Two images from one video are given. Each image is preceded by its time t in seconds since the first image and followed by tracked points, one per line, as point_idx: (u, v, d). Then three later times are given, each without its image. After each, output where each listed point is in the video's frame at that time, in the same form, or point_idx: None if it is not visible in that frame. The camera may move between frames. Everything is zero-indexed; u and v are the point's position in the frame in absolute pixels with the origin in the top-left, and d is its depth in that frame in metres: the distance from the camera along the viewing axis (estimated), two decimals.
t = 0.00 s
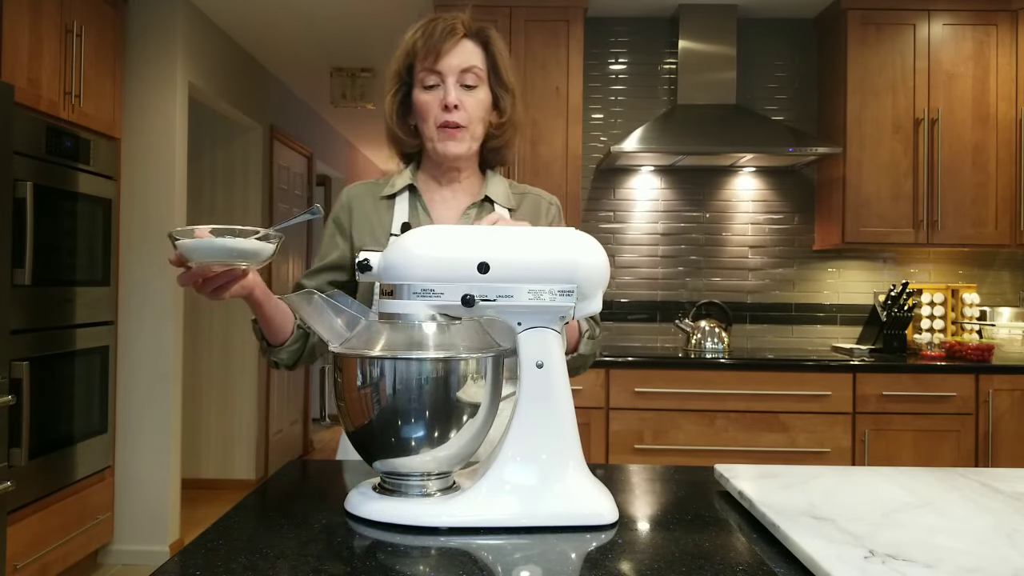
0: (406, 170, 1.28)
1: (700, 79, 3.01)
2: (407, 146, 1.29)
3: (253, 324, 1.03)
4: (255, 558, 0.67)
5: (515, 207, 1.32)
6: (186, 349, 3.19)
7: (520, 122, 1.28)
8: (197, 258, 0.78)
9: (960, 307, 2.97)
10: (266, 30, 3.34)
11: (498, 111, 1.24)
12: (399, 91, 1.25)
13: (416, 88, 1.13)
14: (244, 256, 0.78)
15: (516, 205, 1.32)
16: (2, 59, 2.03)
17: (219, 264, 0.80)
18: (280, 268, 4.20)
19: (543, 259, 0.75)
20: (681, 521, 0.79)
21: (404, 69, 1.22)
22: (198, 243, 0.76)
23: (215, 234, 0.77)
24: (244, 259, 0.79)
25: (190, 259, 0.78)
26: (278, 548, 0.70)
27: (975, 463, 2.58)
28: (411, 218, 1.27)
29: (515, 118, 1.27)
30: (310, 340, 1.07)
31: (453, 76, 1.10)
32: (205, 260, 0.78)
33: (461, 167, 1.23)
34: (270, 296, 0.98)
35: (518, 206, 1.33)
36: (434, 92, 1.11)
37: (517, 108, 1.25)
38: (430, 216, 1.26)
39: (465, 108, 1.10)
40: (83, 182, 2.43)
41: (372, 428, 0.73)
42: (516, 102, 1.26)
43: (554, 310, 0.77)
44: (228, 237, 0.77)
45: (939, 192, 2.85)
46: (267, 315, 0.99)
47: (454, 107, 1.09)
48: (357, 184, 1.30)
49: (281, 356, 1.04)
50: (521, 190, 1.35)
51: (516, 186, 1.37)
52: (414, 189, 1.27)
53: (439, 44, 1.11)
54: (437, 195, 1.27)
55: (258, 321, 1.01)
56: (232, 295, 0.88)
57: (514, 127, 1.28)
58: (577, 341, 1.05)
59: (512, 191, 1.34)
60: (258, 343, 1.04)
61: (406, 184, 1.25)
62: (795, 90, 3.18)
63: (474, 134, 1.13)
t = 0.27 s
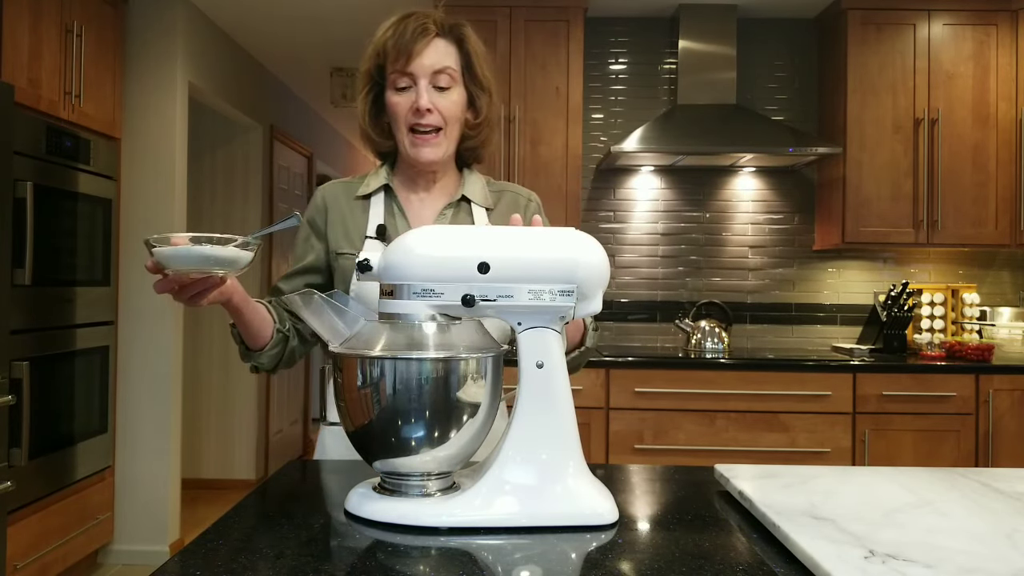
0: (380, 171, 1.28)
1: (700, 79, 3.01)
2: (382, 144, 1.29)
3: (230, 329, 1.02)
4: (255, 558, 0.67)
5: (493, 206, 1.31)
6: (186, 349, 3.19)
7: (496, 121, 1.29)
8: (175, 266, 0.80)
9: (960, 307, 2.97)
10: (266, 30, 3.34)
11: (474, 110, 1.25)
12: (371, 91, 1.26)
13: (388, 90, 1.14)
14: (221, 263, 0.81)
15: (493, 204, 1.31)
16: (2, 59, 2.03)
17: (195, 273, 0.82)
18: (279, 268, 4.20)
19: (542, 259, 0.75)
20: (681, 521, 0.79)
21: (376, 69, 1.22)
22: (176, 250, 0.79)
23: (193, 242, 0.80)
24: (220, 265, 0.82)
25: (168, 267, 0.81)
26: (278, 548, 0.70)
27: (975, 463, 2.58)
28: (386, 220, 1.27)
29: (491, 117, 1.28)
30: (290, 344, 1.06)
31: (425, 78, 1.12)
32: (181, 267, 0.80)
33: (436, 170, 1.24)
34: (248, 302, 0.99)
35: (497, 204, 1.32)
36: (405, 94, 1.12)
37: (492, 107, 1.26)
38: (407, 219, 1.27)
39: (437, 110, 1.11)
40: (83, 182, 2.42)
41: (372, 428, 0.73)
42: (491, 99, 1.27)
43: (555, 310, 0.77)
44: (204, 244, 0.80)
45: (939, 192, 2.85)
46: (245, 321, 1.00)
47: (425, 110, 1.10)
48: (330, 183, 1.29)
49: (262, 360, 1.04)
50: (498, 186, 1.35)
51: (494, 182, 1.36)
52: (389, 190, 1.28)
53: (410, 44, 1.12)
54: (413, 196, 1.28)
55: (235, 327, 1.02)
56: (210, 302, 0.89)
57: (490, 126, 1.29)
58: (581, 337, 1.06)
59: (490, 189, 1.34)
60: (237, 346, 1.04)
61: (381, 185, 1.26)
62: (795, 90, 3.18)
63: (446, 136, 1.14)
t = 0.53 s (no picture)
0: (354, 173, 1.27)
1: (700, 79, 3.01)
2: (353, 146, 1.28)
3: (213, 338, 1.02)
4: (255, 558, 0.67)
5: (473, 201, 1.31)
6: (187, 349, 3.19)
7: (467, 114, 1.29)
8: (152, 279, 0.80)
9: (960, 307, 2.97)
10: (266, 30, 3.34)
11: (444, 105, 1.25)
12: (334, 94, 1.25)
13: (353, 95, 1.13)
14: (199, 275, 0.81)
15: (474, 200, 1.31)
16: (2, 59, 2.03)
17: (173, 284, 0.82)
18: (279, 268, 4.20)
19: (542, 259, 0.75)
20: (680, 521, 0.79)
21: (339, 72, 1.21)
22: (152, 263, 0.79)
23: (171, 256, 0.79)
24: (199, 277, 0.82)
25: (146, 279, 0.81)
26: (278, 548, 0.70)
27: (975, 463, 2.58)
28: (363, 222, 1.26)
29: (461, 111, 1.27)
30: (273, 350, 1.08)
31: (388, 80, 1.11)
32: (159, 279, 0.81)
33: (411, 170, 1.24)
34: (230, 311, 0.99)
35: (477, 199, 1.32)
36: (370, 98, 1.12)
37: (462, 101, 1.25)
38: (385, 221, 1.26)
39: (404, 112, 1.11)
40: (83, 182, 2.42)
41: (372, 428, 0.73)
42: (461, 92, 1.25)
43: (555, 310, 0.77)
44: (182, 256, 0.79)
45: (939, 193, 2.85)
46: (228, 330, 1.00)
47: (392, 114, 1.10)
48: (305, 188, 1.28)
49: (245, 369, 1.04)
50: (478, 181, 1.34)
51: (473, 177, 1.36)
52: (365, 192, 1.26)
53: (369, 47, 1.10)
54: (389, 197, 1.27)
55: (218, 337, 1.02)
56: (190, 313, 0.89)
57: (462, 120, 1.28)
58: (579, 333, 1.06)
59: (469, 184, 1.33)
60: (221, 357, 1.04)
61: (356, 188, 1.25)
62: (795, 90, 3.18)
63: (417, 136, 1.14)
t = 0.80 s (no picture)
0: (343, 174, 1.26)
1: (700, 79, 3.01)
2: (340, 148, 1.28)
3: (208, 346, 1.02)
4: (255, 558, 0.67)
5: (464, 199, 1.31)
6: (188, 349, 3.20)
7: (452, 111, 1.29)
8: (146, 292, 0.80)
9: (960, 307, 2.97)
10: (267, 30, 3.34)
11: (429, 102, 1.24)
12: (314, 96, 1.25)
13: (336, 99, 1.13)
14: (193, 287, 0.81)
15: (465, 197, 1.31)
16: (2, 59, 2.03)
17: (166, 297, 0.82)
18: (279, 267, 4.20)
19: (541, 259, 0.75)
20: (680, 521, 0.79)
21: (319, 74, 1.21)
22: (144, 277, 0.79)
23: (164, 269, 0.79)
24: (193, 290, 0.81)
25: (139, 293, 0.81)
26: (278, 548, 0.70)
27: (975, 463, 2.58)
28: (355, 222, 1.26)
29: (446, 107, 1.27)
30: (269, 356, 1.08)
31: (370, 82, 1.11)
32: (152, 292, 0.80)
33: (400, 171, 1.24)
34: (225, 320, 0.99)
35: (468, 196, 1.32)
36: (353, 101, 1.12)
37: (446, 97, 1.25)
38: (378, 222, 1.27)
39: (388, 114, 1.11)
40: (83, 182, 2.42)
41: (372, 428, 0.73)
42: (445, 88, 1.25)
43: (554, 310, 0.77)
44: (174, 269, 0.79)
45: (939, 193, 2.85)
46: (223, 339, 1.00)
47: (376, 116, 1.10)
48: (293, 191, 1.26)
49: (242, 375, 1.04)
50: (469, 177, 1.34)
51: (465, 173, 1.36)
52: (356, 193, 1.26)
53: (348, 49, 1.10)
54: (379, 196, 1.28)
55: (212, 345, 1.02)
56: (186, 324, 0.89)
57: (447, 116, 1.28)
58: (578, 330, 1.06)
59: (460, 181, 1.34)
60: (216, 364, 1.04)
61: (347, 189, 1.24)
62: (796, 90, 3.18)
63: (402, 137, 1.14)
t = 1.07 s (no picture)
0: (344, 174, 1.26)
1: (700, 79, 3.01)
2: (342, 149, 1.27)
3: (212, 347, 1.02)
4: (256, 558, 0.67)
5: (466, 196, 1.31)
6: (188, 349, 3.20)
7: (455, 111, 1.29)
8: (151, 294, 0.81)
9: (960, 307, 2.97)
10: (267, 30, 3.34)
11: (433, 103, 1.25)
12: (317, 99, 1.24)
13: (343, 100, 1.13)
14: (198, 289, 0.81)
15: (466, 195, 1.31)
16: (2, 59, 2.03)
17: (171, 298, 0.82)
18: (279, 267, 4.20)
19: (541, 259, 0.75)
20: (680, 521, 0.79)
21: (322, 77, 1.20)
22: (149, 279, 0.79)
23: (169, 271, 0.79)
24: (197, 291, 0.81)
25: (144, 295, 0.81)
26: (279, 548, 0.70)
27: (975, 463, 2.58)
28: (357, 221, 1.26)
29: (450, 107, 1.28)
30: (272, 357, 1.08)
31: (379, 82, 1.11)
32: (158, 294, 0.80)
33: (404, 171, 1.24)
34: (228, 321, 0.99)
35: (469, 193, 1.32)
36: (362, 102, 1.11)
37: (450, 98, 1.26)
38: (380, 221, 1.27)
39: (398, 114, 1.11)
40: (83, 182, 2.42)
41: (373, 428, 0.73)
42: (447, 88, 1.26)
43: (554, 310, 0.77)
44: (178, 271, 0.79)
45: (939, 193, 2.85)
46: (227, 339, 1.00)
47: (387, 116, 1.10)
48: (294, 192, 1.27)
49: (245, 376, 1.04)
50: (469, 174, 1.34)
51: (465, 170, 1.36)
52: (358, 192, 1.26)
53: (357, 50, 1.10)
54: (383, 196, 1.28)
55: (217, 346, 1.02)
56: (191, 325, 0.89)
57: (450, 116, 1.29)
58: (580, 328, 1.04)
59: (461, 179, 1.34)
60: (220, 365, 1.04)
61: (349, 188, 1.24)
62: (796, 90, 3.18)
63: (411, 138, 1.14)
